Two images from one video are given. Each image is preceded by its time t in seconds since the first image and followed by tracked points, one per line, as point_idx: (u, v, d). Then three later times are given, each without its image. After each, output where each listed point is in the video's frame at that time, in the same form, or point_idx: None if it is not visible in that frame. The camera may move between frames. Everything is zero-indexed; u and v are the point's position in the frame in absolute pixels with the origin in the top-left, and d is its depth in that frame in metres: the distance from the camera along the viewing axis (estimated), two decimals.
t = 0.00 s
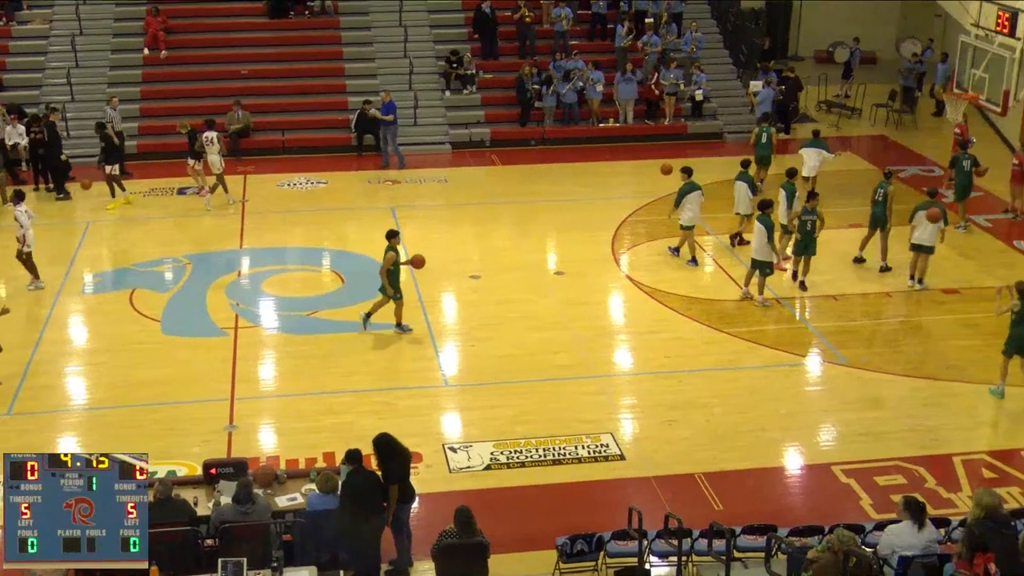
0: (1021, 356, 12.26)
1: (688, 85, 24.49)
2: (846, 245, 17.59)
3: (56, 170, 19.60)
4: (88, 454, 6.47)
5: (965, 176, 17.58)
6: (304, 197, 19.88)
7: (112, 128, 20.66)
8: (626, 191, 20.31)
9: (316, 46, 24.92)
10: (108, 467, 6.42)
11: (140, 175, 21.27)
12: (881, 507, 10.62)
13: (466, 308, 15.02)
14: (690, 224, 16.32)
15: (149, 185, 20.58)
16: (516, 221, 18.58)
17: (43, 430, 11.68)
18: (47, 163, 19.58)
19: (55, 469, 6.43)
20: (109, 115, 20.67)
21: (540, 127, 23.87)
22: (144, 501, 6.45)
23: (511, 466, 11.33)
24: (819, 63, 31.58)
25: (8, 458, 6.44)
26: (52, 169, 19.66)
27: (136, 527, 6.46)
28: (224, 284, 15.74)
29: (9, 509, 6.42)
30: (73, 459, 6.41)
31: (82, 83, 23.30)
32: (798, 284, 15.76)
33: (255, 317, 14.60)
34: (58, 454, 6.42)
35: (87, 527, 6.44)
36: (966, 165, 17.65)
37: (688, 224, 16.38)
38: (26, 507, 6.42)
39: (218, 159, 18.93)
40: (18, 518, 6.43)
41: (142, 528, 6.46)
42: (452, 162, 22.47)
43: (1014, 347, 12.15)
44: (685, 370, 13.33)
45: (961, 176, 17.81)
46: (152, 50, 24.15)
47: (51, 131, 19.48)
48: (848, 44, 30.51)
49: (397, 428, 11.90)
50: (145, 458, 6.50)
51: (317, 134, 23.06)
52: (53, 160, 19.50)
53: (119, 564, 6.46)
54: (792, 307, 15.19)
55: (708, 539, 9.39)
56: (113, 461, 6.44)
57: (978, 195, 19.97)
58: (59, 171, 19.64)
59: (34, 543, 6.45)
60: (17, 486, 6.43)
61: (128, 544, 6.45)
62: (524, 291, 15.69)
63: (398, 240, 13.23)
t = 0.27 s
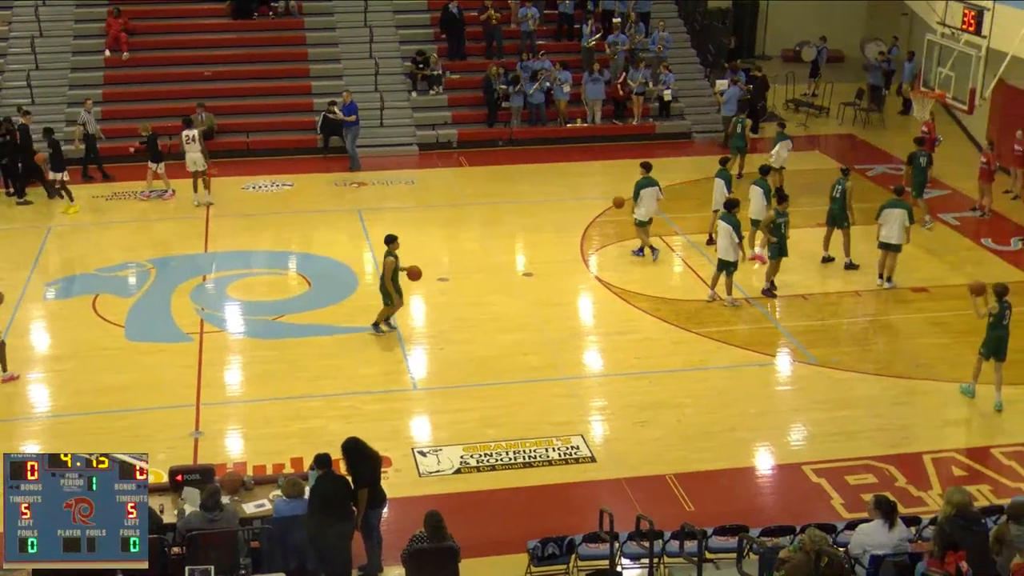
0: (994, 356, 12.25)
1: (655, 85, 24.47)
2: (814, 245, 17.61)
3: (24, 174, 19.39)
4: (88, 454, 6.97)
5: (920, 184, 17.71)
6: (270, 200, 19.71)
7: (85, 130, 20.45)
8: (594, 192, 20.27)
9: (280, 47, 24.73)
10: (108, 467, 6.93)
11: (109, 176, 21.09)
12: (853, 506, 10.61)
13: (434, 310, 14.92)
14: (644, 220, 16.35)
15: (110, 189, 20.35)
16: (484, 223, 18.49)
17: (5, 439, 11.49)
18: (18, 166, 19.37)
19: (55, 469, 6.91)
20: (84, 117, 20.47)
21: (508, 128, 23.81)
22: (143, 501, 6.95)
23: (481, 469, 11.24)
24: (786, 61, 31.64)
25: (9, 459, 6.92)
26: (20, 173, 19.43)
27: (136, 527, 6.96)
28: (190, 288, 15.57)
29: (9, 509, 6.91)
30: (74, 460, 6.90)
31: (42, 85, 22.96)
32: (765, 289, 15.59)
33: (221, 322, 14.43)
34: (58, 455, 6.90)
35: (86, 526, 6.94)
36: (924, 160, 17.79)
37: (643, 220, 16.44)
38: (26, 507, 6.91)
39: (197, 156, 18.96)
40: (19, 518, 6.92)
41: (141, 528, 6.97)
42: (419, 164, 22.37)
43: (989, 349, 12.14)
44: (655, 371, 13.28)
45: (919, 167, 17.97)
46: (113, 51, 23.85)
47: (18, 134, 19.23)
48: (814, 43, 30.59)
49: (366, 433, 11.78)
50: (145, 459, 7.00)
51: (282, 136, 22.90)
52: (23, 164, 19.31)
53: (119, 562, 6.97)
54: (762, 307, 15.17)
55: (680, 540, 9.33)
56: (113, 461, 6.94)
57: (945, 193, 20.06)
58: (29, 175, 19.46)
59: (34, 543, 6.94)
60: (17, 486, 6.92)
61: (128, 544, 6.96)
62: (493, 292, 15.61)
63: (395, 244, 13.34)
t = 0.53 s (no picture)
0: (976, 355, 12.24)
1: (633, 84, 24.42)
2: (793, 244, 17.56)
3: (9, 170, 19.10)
4: (88, 455, 7.07)
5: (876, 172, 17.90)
6: (245, 202, 19.54)
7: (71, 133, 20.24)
8: (572, 192, 20.18)
9: (254, 48, 24.56)
10: (108, 467, 7.03)
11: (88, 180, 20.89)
12: (834, 507, 10.54)
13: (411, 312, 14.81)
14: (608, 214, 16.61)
15: (82, 192, 20.12)
16: (461, 224, 18.38)
17: None
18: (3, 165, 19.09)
19: (55, 469, 7.01)
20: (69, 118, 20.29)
21: (484, 128, 23.70)
22: (143, 501, 7.05)
23: (460, 473, 11.13)
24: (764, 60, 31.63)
25: (10, 459, 7.04)
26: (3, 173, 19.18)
27: (136, 528, 7.06)
28: (163, 292, 15.40)
29: (10, 509, 7.00)
30: (73, 460, 7.00)
31: (11, 86, 22.69)
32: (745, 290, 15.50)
33: (196, 326, 14.28)
34: (59, 455, 7.00)
35: (86, 526, 7.03)
36: (891, 155, 17.99)
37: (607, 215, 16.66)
38: (26, 507, 7.00)
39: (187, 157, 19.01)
40: (19, 518, 7.01)
41: (142, 528, 7.07)
42: (394, 164, 22.23)
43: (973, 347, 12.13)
44: (634, 372, 13.21)
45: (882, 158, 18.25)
46: (84, 52, 23.61)
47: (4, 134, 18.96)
48: (790, 42, 30.59)
49: (343, 437, 11.66)
50: (144, 460, 7.09)
51: (257, 137, 22.73)
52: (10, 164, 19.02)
53: (119, 562, 7.06)
54: (741, 307, 15.10)
55: (660, 543, 9.22)
56: (112, 461, 7.04)
57: (923, 192, 20.07)
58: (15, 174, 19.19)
59: (34, 542, 7.01)
60: (17, 486, 7.02)
61: (128, 544, 7.04)
62: (470, 294, 15.50)
63: (402, 251, 13.00)
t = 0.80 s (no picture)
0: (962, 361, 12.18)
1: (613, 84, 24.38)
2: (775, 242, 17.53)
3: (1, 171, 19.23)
4: (88, 453, 6.72)
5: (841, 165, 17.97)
6: (223, 203, 19.38)
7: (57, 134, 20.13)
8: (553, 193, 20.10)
9: (232, 48, 24.39)
10: (108, 466, 6.67)
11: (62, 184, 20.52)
12: (817, 508, 10.49)
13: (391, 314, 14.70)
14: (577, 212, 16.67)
15: (57, 195, 19.93)
16: (440, 225, 18.28)
17: None
18: None
19: (55, 469, 6.66)
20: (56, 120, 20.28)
21: (464, 128, 23.61)
22: (144, 501, 6.71)
23: (441, 476, 11.03)
24: (745, 60, 31.61)
25: (9, 459, 6.70)
26: None
27: (136, 527, 6.71)
28: (140, 295, 15.24)
29: (9, 509, 6.65)
30: (73, 459, 6.65)
31: None
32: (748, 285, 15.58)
33: (173, 330, 14.14)
34: (58, 454, 6.65)
35: (86, 526, 6.68)
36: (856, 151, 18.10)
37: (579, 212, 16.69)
38: (26, 507, 6.65)
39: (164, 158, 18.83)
40: (18, 517, 6.65)
41: (141, 528, 6.71)
42: (374, 165, 22.10)
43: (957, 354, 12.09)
44: (615, 373, 13.13)
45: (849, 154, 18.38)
46: (59, 53, 23.39)
47: None
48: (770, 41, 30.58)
49: (322, 441, 11.55)
50: (145, 458, 6.74)
51: (234, 138, 22.58)
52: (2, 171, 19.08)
53: (120, 564, 6.71)
54: (723, 308, 15.03)
55: (644, 545, 9.13)
56: (113, 461, 6.69)
57: (906, 191, 20.05)
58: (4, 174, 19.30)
59: (34, 543, 6.66)
60: (16, 486, 6.67)
61: (128, 544, 6.70)
62: (451, 295, 15.40)
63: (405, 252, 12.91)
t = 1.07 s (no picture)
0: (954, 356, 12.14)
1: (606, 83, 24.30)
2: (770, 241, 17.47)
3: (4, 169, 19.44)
4: (88, 453, 6.63)
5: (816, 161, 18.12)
6: (214, 204, 19.29)
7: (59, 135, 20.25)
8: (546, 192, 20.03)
9: (223, 47, 24.29)
10: (108, 467, 6.59)
11: (50, 186, 20.29)
12: (813, 509, 10.42)
13: (383, 315, 14.63)
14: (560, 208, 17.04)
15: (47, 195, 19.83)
16: (433, 225, 18.20)
17: None
18: None
19: (55, 469, 6.58)
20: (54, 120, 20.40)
21: (457, 127, 23.54)
22: (144, 501, 6.62)
23: (434, 478, 10.94)
24: (739, 58, 31.55)
25: (9, 459, 6.60)
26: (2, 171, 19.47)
27: (136, 527, 6.62)
28: (130, 296, 15.15)
29: (9, 509, 6.56)
30: (73, 459, 6.57)
31: None
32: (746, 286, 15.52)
33: (163, 331, 14.05)
34: (58, 454, 6.56)
35: (86, 526, 6.59)
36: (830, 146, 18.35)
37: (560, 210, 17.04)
38: (26, 507, 6.56)
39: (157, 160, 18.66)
40: (18, 518, 6.57)
41: (142, 528, 6.63)
42: (367, 165, 22.02)
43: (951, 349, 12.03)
44: (609, 374, 13.06)
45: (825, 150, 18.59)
46: (48, 52, 23.28)
47: None
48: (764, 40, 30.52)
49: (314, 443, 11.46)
50: (145, 459, 6.66)
51: (225, 138, 22.49)
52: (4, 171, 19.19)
53: (119, 563, 6.62)
54: (717, 308, 14.97)
55: (639, 547, 9.05)
56: (113, 461, 6.61)
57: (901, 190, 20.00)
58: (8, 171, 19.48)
59: (34, 543, 6.58)
60: (16, 486, 6.58)
61: (128, 544, 6.61)
62: (443, 296, 15.32)
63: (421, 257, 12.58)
